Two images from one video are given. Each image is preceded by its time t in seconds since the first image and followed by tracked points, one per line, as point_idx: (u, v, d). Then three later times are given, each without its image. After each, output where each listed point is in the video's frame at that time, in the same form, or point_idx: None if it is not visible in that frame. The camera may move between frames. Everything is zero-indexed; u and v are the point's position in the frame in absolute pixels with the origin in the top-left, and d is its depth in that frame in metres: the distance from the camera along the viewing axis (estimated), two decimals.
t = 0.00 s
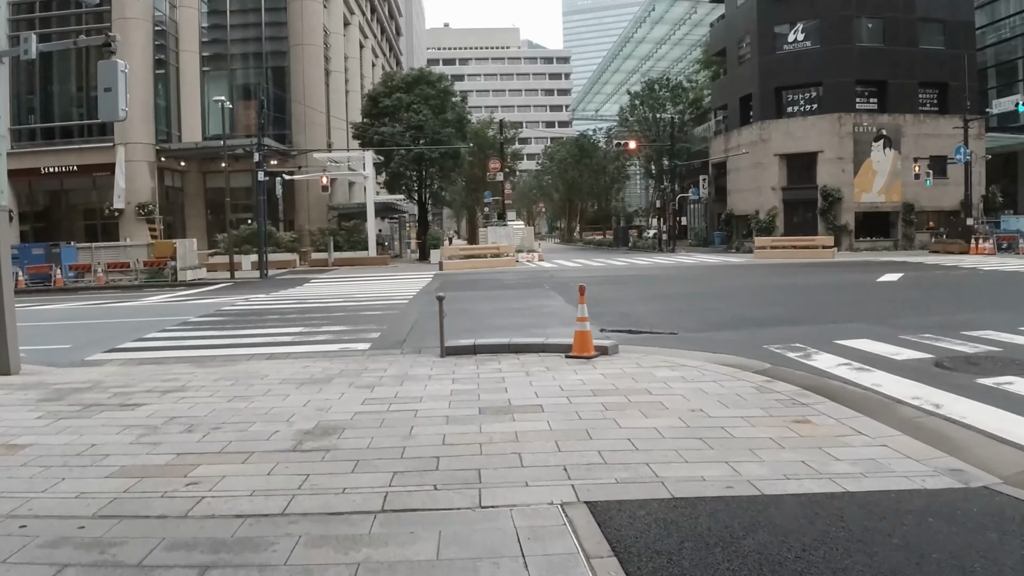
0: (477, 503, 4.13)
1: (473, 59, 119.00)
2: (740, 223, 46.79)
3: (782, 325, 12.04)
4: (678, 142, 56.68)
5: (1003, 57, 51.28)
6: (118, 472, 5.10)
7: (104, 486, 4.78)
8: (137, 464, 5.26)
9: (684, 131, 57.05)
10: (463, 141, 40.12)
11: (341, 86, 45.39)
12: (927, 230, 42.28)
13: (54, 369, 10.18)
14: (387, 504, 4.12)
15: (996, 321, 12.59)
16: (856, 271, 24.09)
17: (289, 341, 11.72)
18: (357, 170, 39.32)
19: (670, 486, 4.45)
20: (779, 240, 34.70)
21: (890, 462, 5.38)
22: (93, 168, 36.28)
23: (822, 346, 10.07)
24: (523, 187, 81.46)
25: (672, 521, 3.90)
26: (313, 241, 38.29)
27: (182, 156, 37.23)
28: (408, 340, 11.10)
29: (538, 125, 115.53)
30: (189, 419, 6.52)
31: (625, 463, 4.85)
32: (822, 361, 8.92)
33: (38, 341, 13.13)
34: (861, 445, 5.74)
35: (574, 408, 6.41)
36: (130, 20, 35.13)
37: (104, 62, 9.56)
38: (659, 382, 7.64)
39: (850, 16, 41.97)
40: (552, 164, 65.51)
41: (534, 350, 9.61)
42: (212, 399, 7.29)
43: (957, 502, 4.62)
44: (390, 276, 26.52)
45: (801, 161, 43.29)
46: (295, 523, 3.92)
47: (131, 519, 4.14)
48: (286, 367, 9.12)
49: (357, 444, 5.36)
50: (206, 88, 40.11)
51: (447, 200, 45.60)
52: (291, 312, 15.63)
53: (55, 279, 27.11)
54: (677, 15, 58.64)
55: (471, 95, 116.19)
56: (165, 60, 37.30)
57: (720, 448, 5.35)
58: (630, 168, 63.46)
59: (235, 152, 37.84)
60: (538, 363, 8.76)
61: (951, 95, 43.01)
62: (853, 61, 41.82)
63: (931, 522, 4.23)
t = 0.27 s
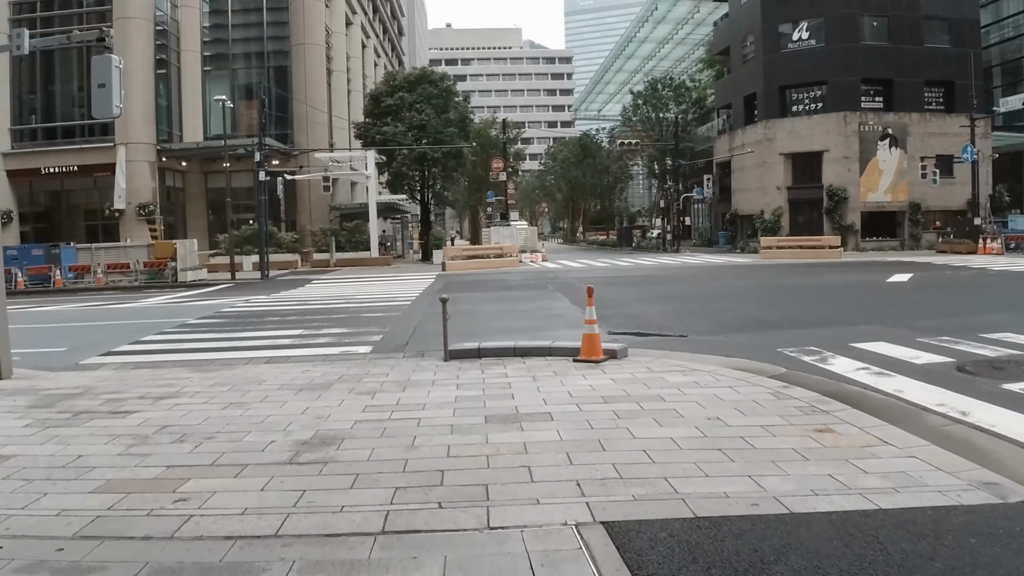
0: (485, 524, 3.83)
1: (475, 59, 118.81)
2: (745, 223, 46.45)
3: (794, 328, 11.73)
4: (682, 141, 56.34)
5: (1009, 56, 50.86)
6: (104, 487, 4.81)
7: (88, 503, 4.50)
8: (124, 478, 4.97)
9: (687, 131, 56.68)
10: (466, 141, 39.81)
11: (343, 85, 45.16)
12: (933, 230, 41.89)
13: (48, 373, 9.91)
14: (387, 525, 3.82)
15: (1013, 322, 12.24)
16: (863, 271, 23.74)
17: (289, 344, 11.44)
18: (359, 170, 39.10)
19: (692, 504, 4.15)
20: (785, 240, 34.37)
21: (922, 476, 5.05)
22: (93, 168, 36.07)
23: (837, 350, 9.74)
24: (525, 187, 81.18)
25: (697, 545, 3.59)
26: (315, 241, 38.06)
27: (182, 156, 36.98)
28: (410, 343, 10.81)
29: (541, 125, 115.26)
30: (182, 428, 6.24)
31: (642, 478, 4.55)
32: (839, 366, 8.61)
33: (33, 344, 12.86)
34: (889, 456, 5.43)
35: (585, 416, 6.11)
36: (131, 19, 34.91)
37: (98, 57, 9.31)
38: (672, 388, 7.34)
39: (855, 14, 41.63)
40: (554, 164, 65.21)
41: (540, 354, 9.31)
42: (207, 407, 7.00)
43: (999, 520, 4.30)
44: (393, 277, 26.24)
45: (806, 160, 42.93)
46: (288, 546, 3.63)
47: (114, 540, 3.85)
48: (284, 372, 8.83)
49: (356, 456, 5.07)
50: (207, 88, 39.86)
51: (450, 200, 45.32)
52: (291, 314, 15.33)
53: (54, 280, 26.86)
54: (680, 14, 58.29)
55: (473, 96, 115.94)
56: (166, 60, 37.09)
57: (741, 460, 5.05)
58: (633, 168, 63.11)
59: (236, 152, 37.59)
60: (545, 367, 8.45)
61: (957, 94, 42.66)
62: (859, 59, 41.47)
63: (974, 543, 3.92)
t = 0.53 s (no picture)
0: (487, 545, 3.57)
1: (475, 59, 118.65)
2: (747, 223, 46.21)
3: (802, 330, 11.44)
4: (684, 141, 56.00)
5: (1012, 55, 50.52)
6: (84, 502, 4.55)
7: (66, 520, 4.24)
8: (106, 493, 4.71)
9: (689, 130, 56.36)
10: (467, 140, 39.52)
11: (343, 85, 44.89)
12: (937, 230, 41.59)
13: (38, 378, 9.64)
14: (383, 549, 3.54)
15: None
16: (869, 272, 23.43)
17: (286, 347, 11.17)
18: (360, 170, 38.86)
19: (709, 523, 3.89)
20: (788, 240, 34.11)
21: (949, 490, 4.78)
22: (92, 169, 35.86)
23: (850, 353, 9.46)
24: (526, 187, 80.90)
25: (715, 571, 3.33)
26: (315, 242, 37.79)
27: (181, 156, 36.75)
28: (409, 346, 10.55)
29: (541, 125, 115.06)
30: (171, 438, 5.98)
31: (655, 492, 4.28)
32: (852, 370, 8.33)
33: (26, 347, 12.60)
34: (912, 469, 5.15)
35: (591, 424, 5.84)
36: (129, 18, 34.63)
37: (87, 53, 9.09)
38: (680, 394, 7.07)
39: (858, 13, 41.36)
40: (555, 164, 64.99)
41: (543, 357, 9.05)
42: (198, 415, 6.74)
43: None
44: (394, 277, 25.99)
45: (809, 160, 42.66)
46: (275, 571, 3.37)
47: (89, 563, 3.59)
48: (279, 377, 8.56)
49: (351, 469, 4.81)
50: (206, 88, 39.62)
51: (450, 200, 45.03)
52: (288, 316, 15.06)
53: (52, 281, 26.59)
54: (681, 14, 57.93)
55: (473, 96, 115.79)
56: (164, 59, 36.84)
57: (758, 473, 4.78)
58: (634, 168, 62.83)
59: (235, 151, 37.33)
60: (549, 372, 8.20)
61: (961, 93, 42.37)
62: (861, 58, 41.19)
63: (1012, 564, 3.64)
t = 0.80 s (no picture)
0: (491, 574, 3.30)
1: (476, 59, 118.43)
2: (750, 223, 45.91)
3: (812, 333, 11.15)
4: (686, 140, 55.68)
5: (1016, 54, 50.19)
6: (63, 521, 4.28)
7: (41, 542, 3.97)
8: (86, 510, 4.44)
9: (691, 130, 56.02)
10: (468, 140, 39.25)
11: (344, 84, 44.64)
12: (941, 230, 41.25)
13: (28, 383, 9.38)
14: None
15: None
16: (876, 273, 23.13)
17: (282, 350, 10.90)
18: (360, 170, 38.61)
19: (729, 546, 3.62)
20: (792, 240, 33.83)
21: (980, 507, 4.49)
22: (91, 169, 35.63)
23: (862, 357, 9.17)
24: (527, 187, 80.64)
25: None
26: (315, 242, 37.53)
27: (181, 156, 36.50)
28: (409, 350, 10.27)
29: (542, 125, 114.81)
30: (158, 449, 5.71)
31: (669, 512, 4.01)
32: (866, 375, 8.04)
33: (18, 350, 12.34)
34: (939, 484, 4.87)
35: (600, 435, 5.56)
36: (128, 17, 34.36)
37: (76, 47, 8.89)
38: (691, 401, 6.80)
39: (862, 11, 41.04)
40: (556, 164, 64.75)
41: (548, 362, 8.78)
42: (189, 424, 6.47)
43: None
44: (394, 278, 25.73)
45: (813, 159, 42.37)
46: None
47: None
48: (275, 382, 8.29)
49: (347, 485, 4.55)
50: (205, 87, 39.37)
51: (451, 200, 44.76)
52: (286, 318, 14.78)
53: (49, 282, 26.14)
54: (683, 13, 57.59)
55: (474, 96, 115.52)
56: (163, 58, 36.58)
57: (778, 489, 4.51)
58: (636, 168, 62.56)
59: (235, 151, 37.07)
60: (554, 378, 7.92)
61: (965, 92, 42.04)
62: (865, 57, 40.87)
63: None
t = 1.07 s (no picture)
0: None
1: (476, 58, 118.23)
2: (753, 223, 45.63)
3: (822, 336, 10.86)
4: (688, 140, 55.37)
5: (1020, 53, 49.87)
6: (39, 540, 4.01)
7: (14, 564, 3.70)
8: (65, 528, 4.17)
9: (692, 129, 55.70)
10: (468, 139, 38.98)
11: (343, 83, 44.36)
12: (945, 230, 40.92)
13: (16, 387, 9.11)
14: None
15: None
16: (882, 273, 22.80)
17: (279, 353, 10.62)
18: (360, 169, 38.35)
19: (754, 573, 3.35)
20: (796, 240, 33.61)
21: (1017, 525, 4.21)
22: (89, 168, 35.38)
23: (876, 361, 8.88)
24: (527, 187, 80.35)
25: None
26: (314, 242, 37.27)
27: (179, 155, 36.25)
28: (409, 353, 9.99)
29: (542, 125, 114.58)
30: (146, 460, 5.45)
31: (687, 533, 3.74)
32: (883, 381, 7.76)
33: (10, 353, 12.07)
34: (971, 498, 4.58)
35: (610, 446, 5.29)
36: (126, 15, 34.09)
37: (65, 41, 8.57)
38: (703, 408, 6.53)
39: (866, 10, 40.73)
40: (557, 163, 64.49)
41: (552, 366, 8.50)
42: (178, 433, 6.19)
43: None
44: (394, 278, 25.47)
45: (816, 159, 42.12)
46: None
47: None
48: (271, 388, 8.01)
49: (342, 502, 4.29)
50: (204, 86, 39.11)
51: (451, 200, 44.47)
52: (284, 320, 14.50)
53: (46, 282, 26.09)
54: (684, 12, 57.22)
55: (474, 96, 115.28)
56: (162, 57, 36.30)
57: (800, 505, 4.24)
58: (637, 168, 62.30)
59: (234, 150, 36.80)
60: (560, 383, 7.64)
61: (969, 92, 41.73)
62: (869, 56, 40.58)
63: None
